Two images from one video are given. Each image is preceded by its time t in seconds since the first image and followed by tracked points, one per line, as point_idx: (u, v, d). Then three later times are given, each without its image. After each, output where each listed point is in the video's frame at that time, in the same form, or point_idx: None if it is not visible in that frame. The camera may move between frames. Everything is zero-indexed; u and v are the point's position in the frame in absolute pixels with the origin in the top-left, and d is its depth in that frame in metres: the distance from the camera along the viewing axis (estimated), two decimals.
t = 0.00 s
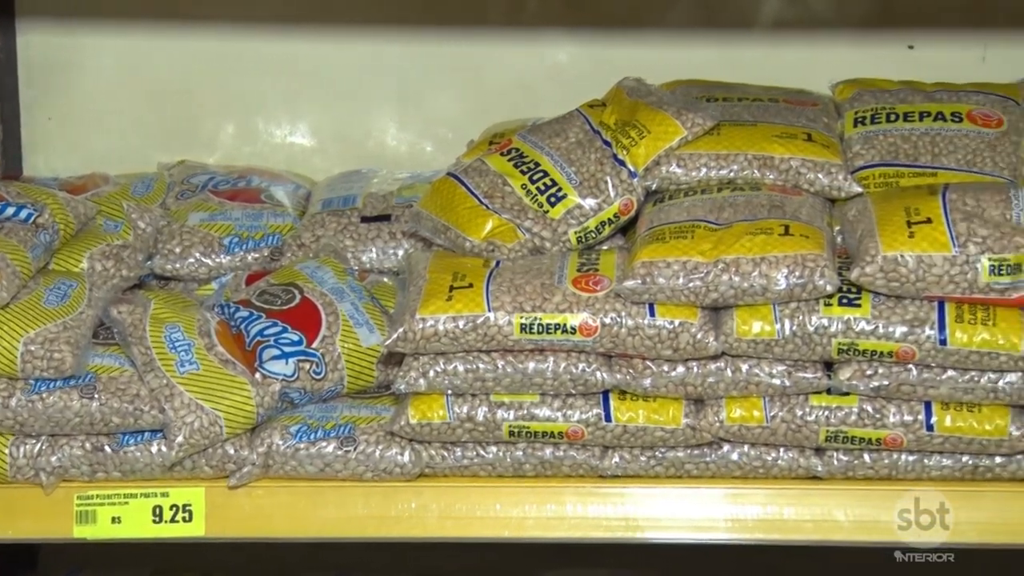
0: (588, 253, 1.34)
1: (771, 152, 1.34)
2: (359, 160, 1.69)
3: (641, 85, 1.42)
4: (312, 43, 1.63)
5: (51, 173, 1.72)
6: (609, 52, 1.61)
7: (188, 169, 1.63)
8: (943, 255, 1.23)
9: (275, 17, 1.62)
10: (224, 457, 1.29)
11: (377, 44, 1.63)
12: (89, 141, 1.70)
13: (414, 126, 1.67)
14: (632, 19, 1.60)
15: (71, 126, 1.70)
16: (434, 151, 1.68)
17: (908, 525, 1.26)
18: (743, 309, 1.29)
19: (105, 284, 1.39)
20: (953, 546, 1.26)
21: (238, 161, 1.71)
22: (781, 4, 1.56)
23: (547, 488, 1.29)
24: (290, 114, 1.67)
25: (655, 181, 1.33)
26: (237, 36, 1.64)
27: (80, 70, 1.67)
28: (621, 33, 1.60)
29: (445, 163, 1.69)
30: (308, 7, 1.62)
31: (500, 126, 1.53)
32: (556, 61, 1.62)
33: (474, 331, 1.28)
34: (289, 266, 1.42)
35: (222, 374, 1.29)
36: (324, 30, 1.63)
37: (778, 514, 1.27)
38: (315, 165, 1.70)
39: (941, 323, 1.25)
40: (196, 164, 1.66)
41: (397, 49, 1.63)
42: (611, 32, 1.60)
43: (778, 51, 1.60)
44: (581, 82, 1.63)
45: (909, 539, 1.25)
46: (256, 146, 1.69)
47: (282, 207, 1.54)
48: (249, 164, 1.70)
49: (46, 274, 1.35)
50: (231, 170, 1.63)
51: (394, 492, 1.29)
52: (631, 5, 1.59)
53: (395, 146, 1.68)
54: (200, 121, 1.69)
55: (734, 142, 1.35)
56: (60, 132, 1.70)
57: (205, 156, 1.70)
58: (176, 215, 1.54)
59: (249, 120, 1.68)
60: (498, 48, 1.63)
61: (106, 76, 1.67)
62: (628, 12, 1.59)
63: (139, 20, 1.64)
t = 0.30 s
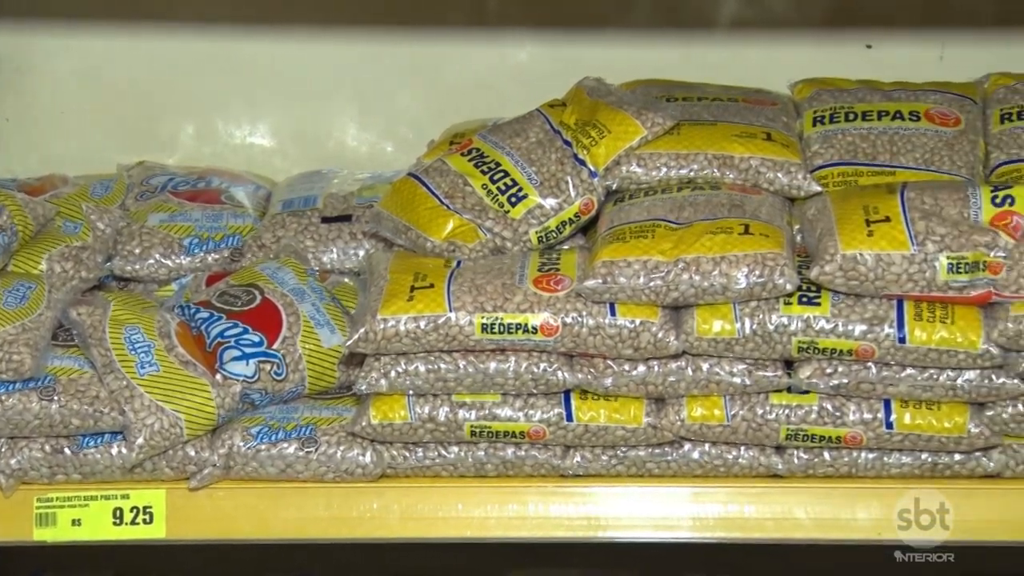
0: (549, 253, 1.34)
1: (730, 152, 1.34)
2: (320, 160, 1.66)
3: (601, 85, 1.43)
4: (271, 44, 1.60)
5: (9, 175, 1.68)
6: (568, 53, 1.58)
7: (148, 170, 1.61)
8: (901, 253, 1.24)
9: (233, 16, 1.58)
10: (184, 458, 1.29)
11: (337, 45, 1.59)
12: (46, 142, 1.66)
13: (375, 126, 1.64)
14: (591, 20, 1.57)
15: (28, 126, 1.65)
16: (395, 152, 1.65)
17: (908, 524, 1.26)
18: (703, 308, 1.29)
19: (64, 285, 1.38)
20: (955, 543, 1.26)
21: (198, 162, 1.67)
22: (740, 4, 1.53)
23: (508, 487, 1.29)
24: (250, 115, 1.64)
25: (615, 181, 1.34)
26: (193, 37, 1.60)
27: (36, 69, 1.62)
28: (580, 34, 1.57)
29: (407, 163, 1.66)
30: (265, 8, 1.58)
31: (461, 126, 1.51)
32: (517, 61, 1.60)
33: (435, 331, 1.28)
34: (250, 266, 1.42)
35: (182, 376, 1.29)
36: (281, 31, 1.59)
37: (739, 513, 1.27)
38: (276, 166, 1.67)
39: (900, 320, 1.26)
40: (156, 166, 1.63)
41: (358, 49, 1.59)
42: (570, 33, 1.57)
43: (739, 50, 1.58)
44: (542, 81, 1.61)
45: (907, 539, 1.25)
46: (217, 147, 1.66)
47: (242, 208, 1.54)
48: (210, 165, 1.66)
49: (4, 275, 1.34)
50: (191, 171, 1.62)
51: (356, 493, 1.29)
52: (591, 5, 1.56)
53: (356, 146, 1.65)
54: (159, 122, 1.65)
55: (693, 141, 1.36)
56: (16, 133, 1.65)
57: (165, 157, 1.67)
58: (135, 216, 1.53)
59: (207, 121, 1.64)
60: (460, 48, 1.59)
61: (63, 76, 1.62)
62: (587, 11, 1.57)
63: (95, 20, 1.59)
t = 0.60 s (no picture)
0: (517, 253, 1.34)
1: (697, 152, 1.34)
2: (288, 161, 1.66)
3: (568, 85, 1.43)
4: (238, 44, 1.59)
5: None
6: (535, 52, 1.59)
7: (114, 171, 1.60)
8: (868, 252, 1.24)
9: (199, 17, 1.58)
10: (152, 460, 1.29)
11: (304, 45, 1.59)
12: (11, 143, 1.65)
13: (342, 127, 1.63)
14: (559, 20, 1.57)
15: None
16: (363, 152, 1.65)
17: (907, 524, 1.26)
18: (671, 307, 1.29)
19: (29, 287, 1.36)
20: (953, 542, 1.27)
21: (165, 163, 1.66)
22: (706, 4, 1.54)
23: (477, 488, 1.30)
24: (217, 115, 1.63)
25: (583, 180, 1.33)
26: (159, 38, 1.59)
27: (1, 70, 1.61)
28: (547, 34, 1.58)
29: (374, 163, 1.66)
30: (231, 9, 1.58)
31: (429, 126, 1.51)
32: (483, 61, 1.59)
33: (403, 331, 1.28)
34: (217, 267, 1.42)
35: (149, 377, 1.28)
36: (248, 31, 1.59)
37: (707, 512, 1.27)
38: (243, 167, 1.67)
39: (867, 319, 1.26)
40: (122, 167, 1.62)
41: (325, 50, 1.59)
42: (536, 33, 1.58)
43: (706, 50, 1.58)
44: (509, 82, 1.61)
45: (904, 539, 1.25)
46: (184, 148, 1.65)
47: (209, 208, 1.54)
48: (176, 166, 1.66)
49: None
50: (158, 172, 1.61)
51: (324, 494, 1.29)
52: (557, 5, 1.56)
53: (323, 147, 1.65)
54: (125, 123, 1.64)
55: (660, 141, 1.35)
56: None
57: (131, 158, 1.66)
58: (101, 218, 1.51)
59: (173, 122, 1.64)
60: (427, 49, 1.59)
61: (28, 77, 1.62)
62: (554, 11, 1.57)
63: (60, 21, 1.59)
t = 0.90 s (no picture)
0: (482, 253, 1.33)
1: (662, 151, 1.35)
2: (254, 161, 1.66)
3: (533, 85, 1.43)
4: (201, 44, 1.59)
5: None
6: (500, 52, 1.59)
7: (78, 172, 1.60)
8: (832, 251, 1.24)
9: (163, 17, 1.57)
10: (116, 462, 1.28)
11: (268, 45, 1.59)
12: None
13: (307, 127, 1.64)
14: (524, 20, 1.57)
15: None
16: (328, 152, 1.66)
17: (907, 524, 1.25)
18: (637, 306, 1.29)
19: None
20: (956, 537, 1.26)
21: (129, 163, 1.66)
22: (670, 3, 1.54)
23: (443, 487, 1.30)
24: (181, 116, 1.63)
25: (549, 180, 1.34)
26: (123, 38, 1.58)
27: None
28: (512, 34, 1.58)
29: (340, 163, 1.66)
30: (195, 9, 1.57)
31: (395, 126, 1.52)
32: (448, 61, 1.59)
33: (369, 331, 1.27)
34: (182, 268, 1.41)
35: (113, 378, 1.28)
36: (212, 31, 1.58)
37: (673, 510, 1.28)
38: (208, 167, 1.66)
39: (831, 318, 1.27)
40: (86, 168, 1.62)
41: (289, 50, 1.59)
42: (502, 33, 1.58)
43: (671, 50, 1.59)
44: (474, 82, 1.61)
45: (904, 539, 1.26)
46: (148, 148, 1.65)
47: (174, 209, 1.53)
48: (141, 166, 1.66)
49: None
50: (122, 172, 1.61)
51: (290, 495, 1.28)
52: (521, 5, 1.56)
53: (288, 147, 1.65)
54: (88, 123, 1.63)
55: (625, 140, 1.36)
56: None
57: (95, 159, 1.66)
58: (65, 219, 1.50)
59: (137, 122, 1.63)
60: (391, 48, 1.59)
61: None
62: (519, 11, 1.56)
63: (21, 20, 1.57)
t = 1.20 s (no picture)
0: (451, 253, 1.33)
1: (630, 151, 1.36)
2: (220, 162, 1.65)
3: (501, 84, 1.43)
4: (169, 44, 1.59)
5: None
6: (468, 52, 1.59)
7: (45, 173, 1.59)
8: (800, 250, 1.25)
9: (130, 17, 1.57)
10: (85, 463, 1.27)
11: (236, 45, 1.59)
12: None
13: (274, 127, 1.63)
14: (491, 20, 1.57)
15: None
16: (296, 152, 1.65)
17: (907, 524, 1.25)
18: (605, 306, 1.29)
19: None
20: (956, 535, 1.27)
21: (96, 164, 1.65)
22: (636, 3, 1.55)
23: (413, 487, 1.30)
24: (148, 116, 1.62)
25: (518, 180, 1.34)
26: (91, 38, 1.58)
27: None
28: (480, 34, 1.58)
29: (308, 163, 1.65)
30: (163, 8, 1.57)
31: (363, 126, 1.52)
32: (416, 61, 1.59)
33: (338, 332, 1.27)
34: (150, 269, 1.40)
35: (81, 380, 1.28)
36: (180, 31, 1.58)
37: (643, 509, 1.28)
38: (175, 167, 1.66)
39: (799, 317, 1.27)
40: (53, 168, 1.61)
41: (256, 50, 1.59)
42: (470, 33, 1.58)
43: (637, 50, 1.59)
44: (441, 82, 1.60)
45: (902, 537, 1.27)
46: (115, 149, 1.64)
47: (141, 210, 1.53)
48: (108, 167, 1.65)
49: None
50: (89, 173, 1.60)
51: (259, 496, 1.28)
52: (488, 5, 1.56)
53: (255, 147, 1.64)
54: (55, 124, 1.63)
55: (594, 140, 1.36)
56: None
57: (62, 159, 1.65)
58: (32, 219, 1.50)
59: (105, 123, 1.63)
60: (358, 48, 1.58)
61: None
62: (486, 11, 1.57)
63: None
